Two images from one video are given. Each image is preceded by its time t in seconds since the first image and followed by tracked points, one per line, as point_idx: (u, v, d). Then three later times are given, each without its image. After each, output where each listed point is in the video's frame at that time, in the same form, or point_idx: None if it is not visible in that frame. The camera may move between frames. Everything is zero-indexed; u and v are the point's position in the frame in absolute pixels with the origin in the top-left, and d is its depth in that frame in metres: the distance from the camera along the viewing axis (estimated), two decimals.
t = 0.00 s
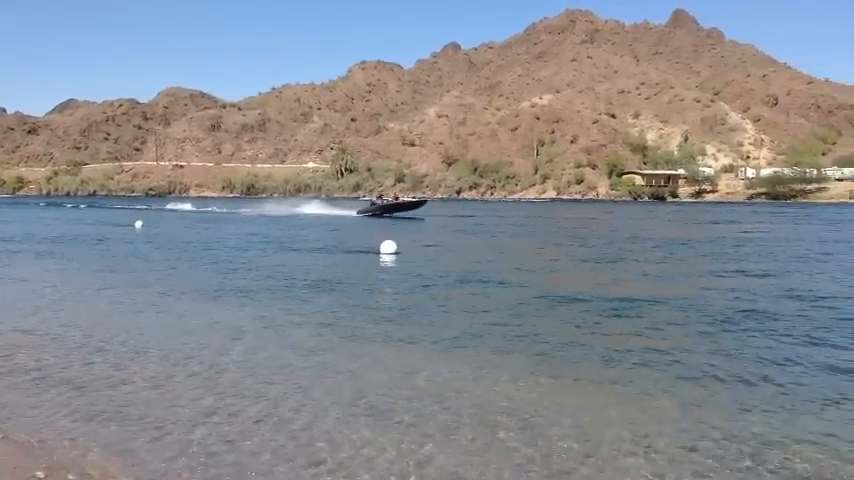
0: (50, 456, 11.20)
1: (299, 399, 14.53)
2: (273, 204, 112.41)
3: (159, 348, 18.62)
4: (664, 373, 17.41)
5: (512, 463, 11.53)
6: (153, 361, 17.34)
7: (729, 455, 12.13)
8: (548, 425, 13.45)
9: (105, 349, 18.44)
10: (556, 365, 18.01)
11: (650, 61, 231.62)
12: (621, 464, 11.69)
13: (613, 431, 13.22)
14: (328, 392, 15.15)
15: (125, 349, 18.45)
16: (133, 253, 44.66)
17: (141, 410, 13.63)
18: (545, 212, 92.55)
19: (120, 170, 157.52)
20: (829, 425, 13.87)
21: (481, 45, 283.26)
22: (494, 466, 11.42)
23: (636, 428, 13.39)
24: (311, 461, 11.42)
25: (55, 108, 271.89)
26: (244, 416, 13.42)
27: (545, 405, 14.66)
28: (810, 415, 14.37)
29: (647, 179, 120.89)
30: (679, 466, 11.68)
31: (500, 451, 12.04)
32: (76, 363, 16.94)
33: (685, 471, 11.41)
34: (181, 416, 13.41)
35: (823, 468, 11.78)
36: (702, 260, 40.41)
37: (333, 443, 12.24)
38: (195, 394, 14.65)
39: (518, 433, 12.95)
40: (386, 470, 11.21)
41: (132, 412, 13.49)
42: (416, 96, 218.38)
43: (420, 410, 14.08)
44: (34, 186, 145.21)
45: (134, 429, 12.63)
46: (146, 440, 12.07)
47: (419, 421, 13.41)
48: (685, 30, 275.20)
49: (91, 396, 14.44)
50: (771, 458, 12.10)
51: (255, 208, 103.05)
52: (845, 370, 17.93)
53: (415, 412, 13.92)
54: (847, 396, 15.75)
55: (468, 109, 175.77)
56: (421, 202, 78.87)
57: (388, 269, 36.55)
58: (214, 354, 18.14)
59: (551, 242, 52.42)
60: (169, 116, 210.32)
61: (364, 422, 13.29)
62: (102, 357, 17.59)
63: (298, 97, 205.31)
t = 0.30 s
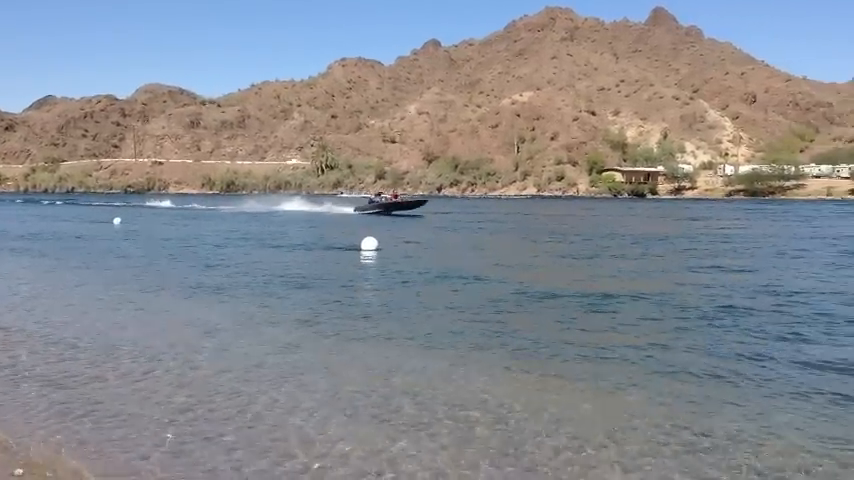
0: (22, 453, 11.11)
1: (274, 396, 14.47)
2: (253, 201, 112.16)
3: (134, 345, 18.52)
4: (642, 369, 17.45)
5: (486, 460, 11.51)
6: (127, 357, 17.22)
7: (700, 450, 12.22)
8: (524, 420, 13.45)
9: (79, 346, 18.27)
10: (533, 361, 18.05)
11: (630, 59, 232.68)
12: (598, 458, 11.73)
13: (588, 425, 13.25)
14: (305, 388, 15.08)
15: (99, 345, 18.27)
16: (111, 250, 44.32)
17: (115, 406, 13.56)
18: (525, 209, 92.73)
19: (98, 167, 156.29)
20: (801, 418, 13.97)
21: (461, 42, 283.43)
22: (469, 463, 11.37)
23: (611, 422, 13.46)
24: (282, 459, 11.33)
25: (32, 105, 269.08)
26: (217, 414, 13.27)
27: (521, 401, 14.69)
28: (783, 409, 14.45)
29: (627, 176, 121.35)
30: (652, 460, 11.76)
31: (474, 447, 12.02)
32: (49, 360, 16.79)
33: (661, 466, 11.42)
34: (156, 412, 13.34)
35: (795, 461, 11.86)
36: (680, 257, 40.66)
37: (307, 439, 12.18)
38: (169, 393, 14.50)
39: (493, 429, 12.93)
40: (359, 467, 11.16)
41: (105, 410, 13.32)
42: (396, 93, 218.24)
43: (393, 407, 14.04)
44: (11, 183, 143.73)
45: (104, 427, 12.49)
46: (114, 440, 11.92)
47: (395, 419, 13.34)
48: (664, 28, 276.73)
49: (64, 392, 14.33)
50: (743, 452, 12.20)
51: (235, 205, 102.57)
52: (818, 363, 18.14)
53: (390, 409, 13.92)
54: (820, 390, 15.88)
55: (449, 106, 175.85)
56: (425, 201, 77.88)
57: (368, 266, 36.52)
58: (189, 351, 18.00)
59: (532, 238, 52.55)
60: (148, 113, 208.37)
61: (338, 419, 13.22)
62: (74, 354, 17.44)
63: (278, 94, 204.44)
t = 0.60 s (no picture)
0: None
1: (245, 396, 14.52)
2: (227, 201, 111.66)
3: (105, 346, 18.47)
4: (612, 364, 17.68)
5: (453, 458, 11.64)
6: (98, 358, 17.22)
7: (665, 444, 12.43)
8: (494, 417, 13.59)
9: (50, 347, 18.25)
10: (506, 358, 18.22)
11: (603, 58, 234.35)
12: (564, 453, 11.90)
13: (557, 421, 13.43)
14: (277, 387, 15.14)
15: (69, 347, 18.22)
16: (84, 251, 43.96)
17: (85, 406, 13.61)
18: (501, 208, 93.17)
19: (70, 167, 154.65)
20: (766, 411, 14.21)
21: (435, 42, 283.81)
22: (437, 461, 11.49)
23: (580, 418, 13.63)
24: (251, 460, 11.37)
25: None
26: (185, 415, 13.30)
27: (492, 399, 14.85)
28: (749, 403, 14.68)
29: (600, 175, 122.49)
30: (618, 455, 11.95)
31: (442, 445, 12.15)
32: (22, 362, 16.82)
33: (626, 462, 11.60)
34: (126, 413, 13.32)
35: (757, 452, 12.09)
36: (651, 255, 41.18)
37: (275, 440, 12.21)
38: (139, 394, 14.51)
39: (462, 427, 13.07)
40: (327, 465, 11.25)
41: (72, 412, 13.31)
42: (370, 92, 218.32)
43: (364, 405, 14.13)
44: None
45: (71, 428, 12.48)
46: (81, 441, 11.91)
47: (366, 418, 13.45)
48: (636, 28, 278.94)
49: (34, 395, 14.32)
50: (707, 444, 12.43)
51: (210, 204, 102.11)
52: (786, 355, 18.45)
53: (360, 407, 14.02)
54: (787, 383, 16.16)
55: (423, 106, 176.07)
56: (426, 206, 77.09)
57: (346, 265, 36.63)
58: (161, 351, 18.01)
59: (507, 237, 52.90)
60: (120, 112, 206.21)
61: (308, 419, 13.28)
62: (44, 355, 17.39)
63: (251, 93, 203.48)
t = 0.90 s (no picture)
0: None
1: (197, 393, 13.95)
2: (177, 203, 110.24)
3: (51, 348, 17.76)
4: (577, 351, 17.18)
5: (411, 452, 10.99)
6: (42, 361, 16.49)
7: (632, 430, 11.87)
8: (455, 409, 12.96)
9: None
10: (471, 347, 17.60)
11: (553, 59, 236.76)
12: (528, 443, 11.29)
13: (520, 411, 12.85)
14: (228, 387, 14.39)
15: (9, 353, 17.30)
16: (33, 254, 42.85)
17: (28, 411, 12.94)
18: (455, 207, 93.39)
19: (16, 169, 151.18)
20: (735, 394, 13.74)
21: (387, 42, 283.83)
22: (394, 457, 10.82)
23: (545, 407, 13.06)
24: (201, 458, 10.84)
25: None
26: (126, 420, 12.48)
27: (452, 386, 14.46)
28: (712, 382, 14.53)
29: (553, 175, 123.79)
30: (580, 438, 11.66)
31: (398, 440, 11.48)
32: None
33: (594, 450, 11.01)
34: (70, 416, 12.68)
35: (722, 433, 11.87)
36: (606, 252, 41.53)
37: (224, 442, 11.46)
38: (82, 396, 13.84)
39: (422, 420, 12.38)
40: (275, 467, 10.51)
41: (4, 420, 12.46)
42: (323, 92, 217.54)
43: (322, 402, 13.41)
44: None
45: (0, 438, 11.64)
46: (12, 451, 11.10)
47: (321, 413, 12.75)
48: (586, 29, 282.36)
49: None
50: (671, 426, 12.21)
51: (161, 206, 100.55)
52: (751, 338, 18.14)
53: (316, 403, 13.31)
54: (748, 361, 16.08)
55: (376, 106, 175.88)
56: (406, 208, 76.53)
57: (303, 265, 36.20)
58: (108, 351, 17.34)
59: (464, 236, 52.98)
60: (67, 112, 202.26)
61: (257, 419, 12.51)
62: None
63: (201, 94, 201.31)
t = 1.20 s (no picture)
0: None
1: (156, 394, 13.79)
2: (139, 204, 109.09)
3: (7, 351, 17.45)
4: (539, 351, 17.14)
5: (366, 453, 10.86)
6: None
7: (589, 428, 11.82)
8: (413, 409, 12.84)
9: None
10: (433, 347, 17.48)
11: (518, 60, 237.91)
12: (485, 443, 11.19)
13: (479, 410, 12.75)
14: (186, 389, 14.16)
15: None
16: None
17: None
18: (421, 208, 93.39)
19: None
20: (693, 392, 13.76)
21: (351, 44, 283.27)
22: (349, 459, 10.67)
23: (503, 406, 12.99)
24: (159, 459, 10.71)
25: None
26: (78, 423, 12.21)
27: (413, 385, 14.45)
28: (672, 378, 14.67)
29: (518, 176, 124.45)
30: (539, 434, 11.73)
31: (353, 441, 11.35)
32: None
33: (550, 449, 10.95)
34: (25, 419, 12.48)
35: (680, 427, 12.00)
36: (571, 252, 41.78)
37: (176, 446, 11.24)
38: (39, 399, 13.62)
39: (380, 421, 12.24)
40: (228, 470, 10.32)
41: None
42: (287, 93, 216.41)
43: (280, 403, 13.22)
44: None
45: None
46: None
47: (279, 416, 12.56)
48: (550, 31, 284.05)
49: None
50: (629, 421, 12.34)
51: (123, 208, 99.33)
52: (711, 335, 18.34)
53: (273, 406, 13.11)
54: (708, 358, 16.25)
55: (341, 107, 175.42)
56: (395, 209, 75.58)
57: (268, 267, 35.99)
58: (66, 354, 17.06)
59: (429, 237, 53.03)
60: (27, 113, 199.16)
61: (212, 422, 12.29)
62: None
63: (164, 95, 199.38)
